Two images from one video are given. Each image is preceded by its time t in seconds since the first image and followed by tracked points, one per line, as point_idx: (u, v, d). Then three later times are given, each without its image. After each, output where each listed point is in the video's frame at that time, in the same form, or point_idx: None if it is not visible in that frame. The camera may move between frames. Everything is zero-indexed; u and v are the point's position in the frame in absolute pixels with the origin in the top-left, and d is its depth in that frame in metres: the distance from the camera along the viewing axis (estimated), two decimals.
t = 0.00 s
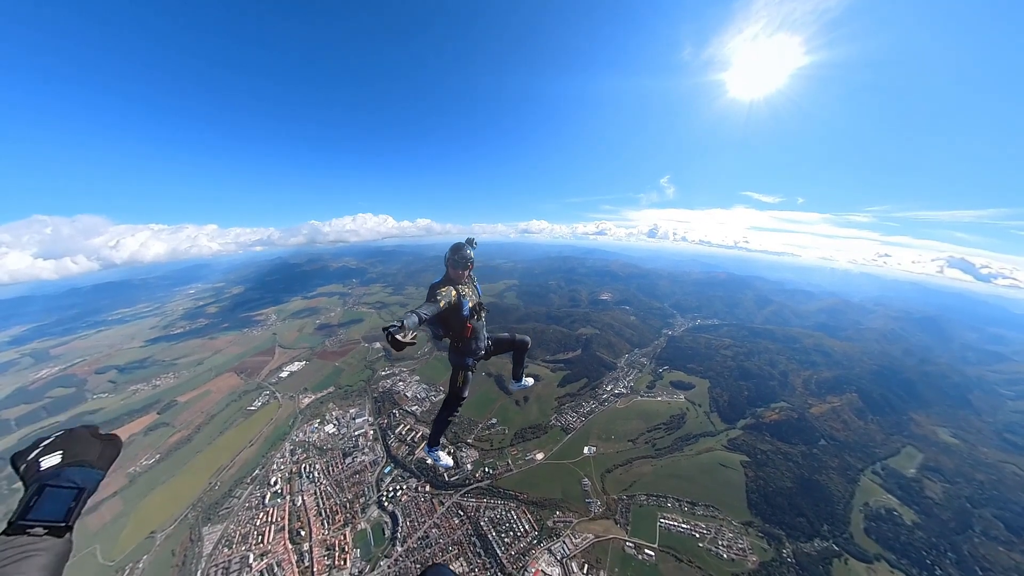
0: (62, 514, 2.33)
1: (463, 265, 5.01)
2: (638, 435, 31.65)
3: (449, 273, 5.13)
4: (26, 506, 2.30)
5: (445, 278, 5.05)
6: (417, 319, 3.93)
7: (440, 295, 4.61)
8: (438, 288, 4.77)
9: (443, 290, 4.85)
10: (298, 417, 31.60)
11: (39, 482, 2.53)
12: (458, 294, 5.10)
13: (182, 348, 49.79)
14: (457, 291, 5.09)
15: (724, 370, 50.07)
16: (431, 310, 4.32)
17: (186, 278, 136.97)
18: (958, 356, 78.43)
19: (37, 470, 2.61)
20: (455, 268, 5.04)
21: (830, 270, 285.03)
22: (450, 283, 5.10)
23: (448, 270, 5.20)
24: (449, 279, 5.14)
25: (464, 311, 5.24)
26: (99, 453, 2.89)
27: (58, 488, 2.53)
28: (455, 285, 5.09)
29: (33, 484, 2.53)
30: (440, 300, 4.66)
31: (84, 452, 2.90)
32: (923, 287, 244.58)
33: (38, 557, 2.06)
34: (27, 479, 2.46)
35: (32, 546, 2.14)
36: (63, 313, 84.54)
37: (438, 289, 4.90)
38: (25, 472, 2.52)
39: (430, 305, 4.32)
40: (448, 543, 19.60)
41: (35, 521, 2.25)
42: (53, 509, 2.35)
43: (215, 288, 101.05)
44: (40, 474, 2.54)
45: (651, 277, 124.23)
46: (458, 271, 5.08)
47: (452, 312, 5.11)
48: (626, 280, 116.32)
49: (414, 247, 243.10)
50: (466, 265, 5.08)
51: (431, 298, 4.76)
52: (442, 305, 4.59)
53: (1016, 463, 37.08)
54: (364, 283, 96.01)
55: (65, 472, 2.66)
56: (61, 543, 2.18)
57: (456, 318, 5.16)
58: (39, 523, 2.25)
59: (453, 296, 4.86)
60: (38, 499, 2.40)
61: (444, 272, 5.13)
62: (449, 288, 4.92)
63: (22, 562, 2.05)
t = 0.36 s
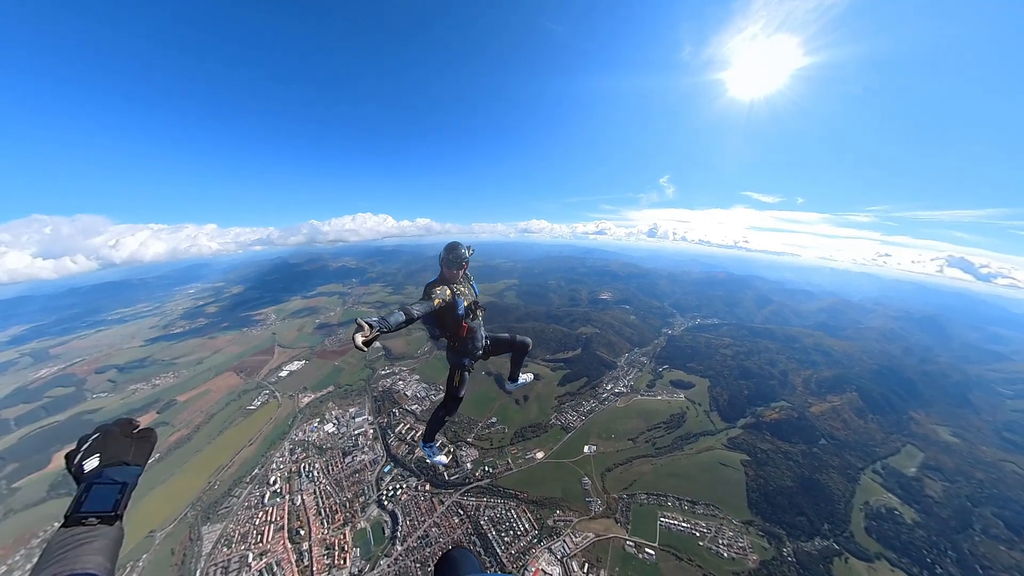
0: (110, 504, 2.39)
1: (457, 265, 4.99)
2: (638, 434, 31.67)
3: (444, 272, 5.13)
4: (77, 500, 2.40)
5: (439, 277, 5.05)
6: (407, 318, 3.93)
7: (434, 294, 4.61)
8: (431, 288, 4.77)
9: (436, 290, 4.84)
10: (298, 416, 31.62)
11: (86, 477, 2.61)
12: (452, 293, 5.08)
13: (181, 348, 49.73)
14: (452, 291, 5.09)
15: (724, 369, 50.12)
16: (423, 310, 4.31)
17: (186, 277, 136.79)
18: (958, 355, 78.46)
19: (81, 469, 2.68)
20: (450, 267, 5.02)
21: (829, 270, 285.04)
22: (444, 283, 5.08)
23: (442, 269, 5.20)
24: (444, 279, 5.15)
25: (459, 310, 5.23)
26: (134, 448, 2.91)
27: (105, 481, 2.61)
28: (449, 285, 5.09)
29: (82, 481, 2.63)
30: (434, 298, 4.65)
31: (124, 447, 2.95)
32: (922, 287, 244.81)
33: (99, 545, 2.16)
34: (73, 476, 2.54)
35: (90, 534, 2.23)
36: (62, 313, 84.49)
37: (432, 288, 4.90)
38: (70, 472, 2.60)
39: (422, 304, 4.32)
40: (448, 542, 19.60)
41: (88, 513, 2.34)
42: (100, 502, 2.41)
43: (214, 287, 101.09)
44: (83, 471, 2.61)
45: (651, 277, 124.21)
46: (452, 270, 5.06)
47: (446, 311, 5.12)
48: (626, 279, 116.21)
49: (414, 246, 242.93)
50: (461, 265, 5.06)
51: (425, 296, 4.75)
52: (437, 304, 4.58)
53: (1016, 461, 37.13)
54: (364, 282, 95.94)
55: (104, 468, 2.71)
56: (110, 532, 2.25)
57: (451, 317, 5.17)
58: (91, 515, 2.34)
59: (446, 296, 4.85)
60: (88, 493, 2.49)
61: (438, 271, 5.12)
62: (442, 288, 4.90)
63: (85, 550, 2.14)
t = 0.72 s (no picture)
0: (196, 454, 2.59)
1: (451, 263, 4.96)
2: (638, 433, 31.70)
3: (438, 270, 5.09)
4: (173, 448, 2.62)
5: (432, 276, 5.02)
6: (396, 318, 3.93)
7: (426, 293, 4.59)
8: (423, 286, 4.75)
9: (429, 288, 4.82)
10: (298, 415, 31.60)
11: (178, 429, 2.80)
12: (444, 291, 5.06)
13: (181, 348, 49.72)
14: (445, 289, 5.07)
15: (724, 368, 50.16)
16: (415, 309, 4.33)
17: (185, 277, 136.69)
18: (958, 354, 78.62)
19: (175, 424, 2.85)
20: (443, 265, 4.99)
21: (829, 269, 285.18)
22: (438, 281, 5.06)
23: (436, 266, 5.17)
24: (438, 276, 5.10)
25: (452, 309, 5.23)
26: (218, 410, 3.01)
27: (195, 434, 2.81)
28: (442, 283, 5.06)
29: (176, 433, 2.83)
30: (427, 299, 4.64)
31: (210, 407, 3.12)
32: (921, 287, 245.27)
33: (187, 485, 2.40)
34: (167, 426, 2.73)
35: (178, 476, 2.46)
36: (62, 313, 84.57)
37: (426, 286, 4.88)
38: (168, 424, 2.80)
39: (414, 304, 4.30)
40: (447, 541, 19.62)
41: (178, 458, 2.54)
42: (189, 451, 2.61)
43: (214, 287, 101.19)
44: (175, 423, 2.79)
45: (651, 277, 124.28)
46: (446, 268, 5.04)
47: (439, 309, 5.11)
48: (626, 279, 116.32)
49: (414, 246, 243.04)
50: (454, 262, 5.02)
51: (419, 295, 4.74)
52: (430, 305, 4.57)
53: (1016, 460, 37.18)
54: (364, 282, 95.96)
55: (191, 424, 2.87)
56: (194, 476, 2.45)
57: (444, 315, 5.18)
58: (181, 461, 2.55)
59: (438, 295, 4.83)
60: (180, 442, 2.70)
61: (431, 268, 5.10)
62: (435, 286, 4.89)
63: (175, 488, 2.38)
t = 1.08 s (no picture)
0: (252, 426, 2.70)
1: (451, 263, 4.93)
2: (638, 432, 31.73)
3: (439, 270, 5.08)
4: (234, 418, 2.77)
5: (433, 278, 5.04)
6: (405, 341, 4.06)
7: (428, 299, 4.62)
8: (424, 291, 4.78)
9: (429, 291, 4.83)
10: (297, 414, 31.59)
11: (239, 400, 2.96)
12: (445, 293, 5.06)
13: (180, 347, 49.66)
14: (445, 290, 5.08)
15: (724, 367, 50.19)
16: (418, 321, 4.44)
17: (184, 276, 136.64)
18: (957, 353, 78.76)
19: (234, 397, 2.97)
20: (443, 266, 4.99)
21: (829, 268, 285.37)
22: (437, 282, 5.06)
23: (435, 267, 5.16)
24: (438, 277, 5.10)
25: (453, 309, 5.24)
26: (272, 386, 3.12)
27: (254, 406, 2.93)
28: (443, 285, 5.08)
29: (237, 405, 2.96)
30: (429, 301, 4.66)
31: (266, 385, 3.24)
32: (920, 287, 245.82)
33: (244, 451, 2.51)
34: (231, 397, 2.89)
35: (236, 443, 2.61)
36: (62, 312, 84.59)
37: (426, 288, 4.88)
38: (229, 398, 2.94)
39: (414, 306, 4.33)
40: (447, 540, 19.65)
41: (238, 428, 2.70)
42: (249, 421, 2.76)
43: (214, 287, 101.20)
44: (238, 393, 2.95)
45: (651, 276, 124.37)
46: (446, 269, 5.04)
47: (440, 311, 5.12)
48: (626, 279, 116.43)
49: (414, 245, 242.59)
50: (454, 263, 5.01)
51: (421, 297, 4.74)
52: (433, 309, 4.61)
53: (1016, 459, 37.27)
54: (363, 281, 95.95)
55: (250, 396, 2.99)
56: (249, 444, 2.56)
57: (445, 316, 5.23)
58: (243, 430, 2.71)
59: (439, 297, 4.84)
60: (241, 413, 2.85)
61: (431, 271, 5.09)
62: (436, 288, 4.89)
63: (235, 451, 2.53)
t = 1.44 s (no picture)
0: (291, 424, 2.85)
1: (452, 264, 4.98)
2: (639, 431, 31.76)
3: (440, 271, 5.12)
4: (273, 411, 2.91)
5: (435, 280, 5.06)
6: (421, 345, 4.03)
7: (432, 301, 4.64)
8: (428, 293, 4.77)
9: (432, 293, 4.83)
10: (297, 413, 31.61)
11: (277, 391, 3.07)
12: (447, 295, 5.08)
13: (179, 347, 49.69)
14: (448, 292, 5.10)
15: (724, 366, 50.25)
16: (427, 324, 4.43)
17: (184, 276, 136.65)
18: (958, 352, 78.82)
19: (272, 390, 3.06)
20: (444, 267, 5.04)
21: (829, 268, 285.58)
22: (438, 284, 5.08)
23: (435, 270, 5.19)
24: (439, 278, 5.13)
25: (456, 310, 5.24)
26: (306, 379, 3.21)
27: (290, 401, 3.04)
28: (445, 287, 5.09)
29: (274, 398, 3.05)
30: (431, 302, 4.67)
31: (299, 377, 3.32)
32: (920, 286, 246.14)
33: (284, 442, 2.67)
34: (269, 389, 3.01)
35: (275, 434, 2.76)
36: (61, 312, 84.70)
37: (427, 289, 4.89)
38: (268, 391, 3.05)
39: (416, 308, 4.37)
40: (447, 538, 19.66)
41: (277, 420, 2.85)
42: (287, 415, 2.91)
43: (213, 286, 101.17)
44: (275, 386, 3.06)
45: (652, 275, 124.34)
46: (447, 270, 5.08)
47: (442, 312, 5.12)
48: (626, 278, 116.54)
49: (414, 244, 242.61)
50: (455, 264, 5.07)
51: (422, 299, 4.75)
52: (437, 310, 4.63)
53: (1016, 457, 37.33)
54: (363, 280, 95.97)
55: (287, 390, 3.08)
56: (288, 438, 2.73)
57: (448, 318, 5.21)
58: (282, 423, 2.87)
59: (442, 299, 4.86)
60: (278, 406, 2.99)
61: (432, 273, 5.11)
62: (438, 289, 4.91)
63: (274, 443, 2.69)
